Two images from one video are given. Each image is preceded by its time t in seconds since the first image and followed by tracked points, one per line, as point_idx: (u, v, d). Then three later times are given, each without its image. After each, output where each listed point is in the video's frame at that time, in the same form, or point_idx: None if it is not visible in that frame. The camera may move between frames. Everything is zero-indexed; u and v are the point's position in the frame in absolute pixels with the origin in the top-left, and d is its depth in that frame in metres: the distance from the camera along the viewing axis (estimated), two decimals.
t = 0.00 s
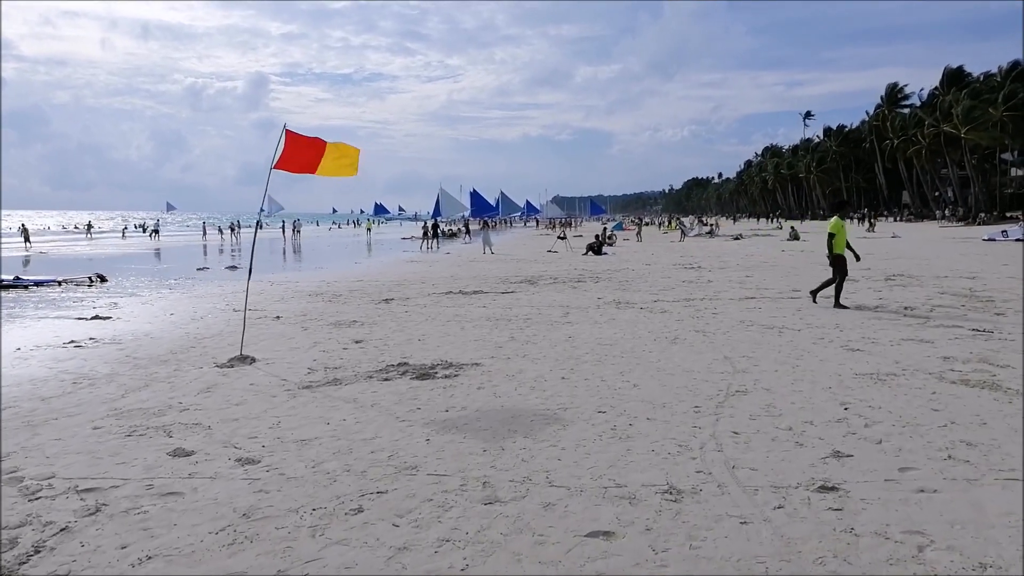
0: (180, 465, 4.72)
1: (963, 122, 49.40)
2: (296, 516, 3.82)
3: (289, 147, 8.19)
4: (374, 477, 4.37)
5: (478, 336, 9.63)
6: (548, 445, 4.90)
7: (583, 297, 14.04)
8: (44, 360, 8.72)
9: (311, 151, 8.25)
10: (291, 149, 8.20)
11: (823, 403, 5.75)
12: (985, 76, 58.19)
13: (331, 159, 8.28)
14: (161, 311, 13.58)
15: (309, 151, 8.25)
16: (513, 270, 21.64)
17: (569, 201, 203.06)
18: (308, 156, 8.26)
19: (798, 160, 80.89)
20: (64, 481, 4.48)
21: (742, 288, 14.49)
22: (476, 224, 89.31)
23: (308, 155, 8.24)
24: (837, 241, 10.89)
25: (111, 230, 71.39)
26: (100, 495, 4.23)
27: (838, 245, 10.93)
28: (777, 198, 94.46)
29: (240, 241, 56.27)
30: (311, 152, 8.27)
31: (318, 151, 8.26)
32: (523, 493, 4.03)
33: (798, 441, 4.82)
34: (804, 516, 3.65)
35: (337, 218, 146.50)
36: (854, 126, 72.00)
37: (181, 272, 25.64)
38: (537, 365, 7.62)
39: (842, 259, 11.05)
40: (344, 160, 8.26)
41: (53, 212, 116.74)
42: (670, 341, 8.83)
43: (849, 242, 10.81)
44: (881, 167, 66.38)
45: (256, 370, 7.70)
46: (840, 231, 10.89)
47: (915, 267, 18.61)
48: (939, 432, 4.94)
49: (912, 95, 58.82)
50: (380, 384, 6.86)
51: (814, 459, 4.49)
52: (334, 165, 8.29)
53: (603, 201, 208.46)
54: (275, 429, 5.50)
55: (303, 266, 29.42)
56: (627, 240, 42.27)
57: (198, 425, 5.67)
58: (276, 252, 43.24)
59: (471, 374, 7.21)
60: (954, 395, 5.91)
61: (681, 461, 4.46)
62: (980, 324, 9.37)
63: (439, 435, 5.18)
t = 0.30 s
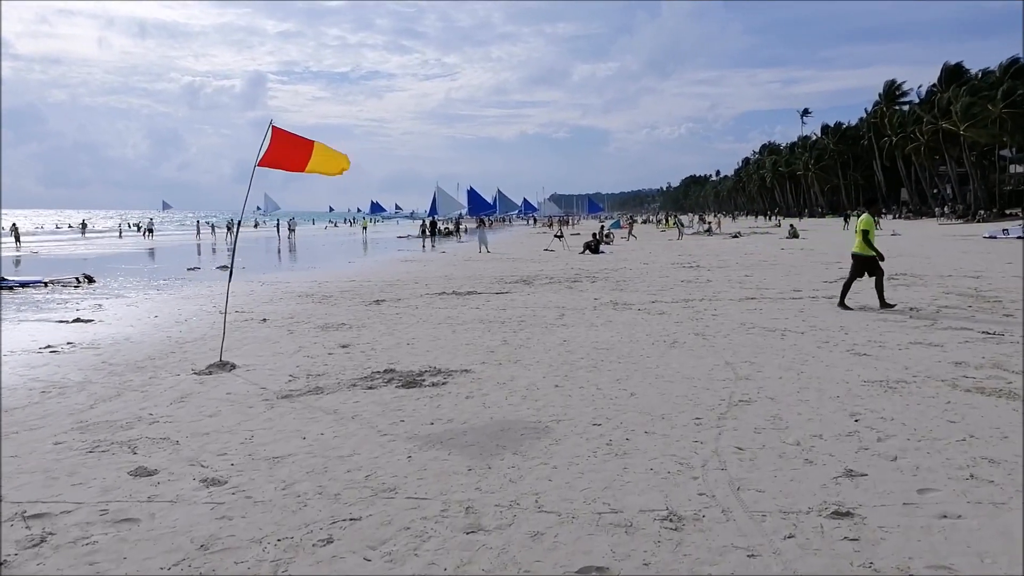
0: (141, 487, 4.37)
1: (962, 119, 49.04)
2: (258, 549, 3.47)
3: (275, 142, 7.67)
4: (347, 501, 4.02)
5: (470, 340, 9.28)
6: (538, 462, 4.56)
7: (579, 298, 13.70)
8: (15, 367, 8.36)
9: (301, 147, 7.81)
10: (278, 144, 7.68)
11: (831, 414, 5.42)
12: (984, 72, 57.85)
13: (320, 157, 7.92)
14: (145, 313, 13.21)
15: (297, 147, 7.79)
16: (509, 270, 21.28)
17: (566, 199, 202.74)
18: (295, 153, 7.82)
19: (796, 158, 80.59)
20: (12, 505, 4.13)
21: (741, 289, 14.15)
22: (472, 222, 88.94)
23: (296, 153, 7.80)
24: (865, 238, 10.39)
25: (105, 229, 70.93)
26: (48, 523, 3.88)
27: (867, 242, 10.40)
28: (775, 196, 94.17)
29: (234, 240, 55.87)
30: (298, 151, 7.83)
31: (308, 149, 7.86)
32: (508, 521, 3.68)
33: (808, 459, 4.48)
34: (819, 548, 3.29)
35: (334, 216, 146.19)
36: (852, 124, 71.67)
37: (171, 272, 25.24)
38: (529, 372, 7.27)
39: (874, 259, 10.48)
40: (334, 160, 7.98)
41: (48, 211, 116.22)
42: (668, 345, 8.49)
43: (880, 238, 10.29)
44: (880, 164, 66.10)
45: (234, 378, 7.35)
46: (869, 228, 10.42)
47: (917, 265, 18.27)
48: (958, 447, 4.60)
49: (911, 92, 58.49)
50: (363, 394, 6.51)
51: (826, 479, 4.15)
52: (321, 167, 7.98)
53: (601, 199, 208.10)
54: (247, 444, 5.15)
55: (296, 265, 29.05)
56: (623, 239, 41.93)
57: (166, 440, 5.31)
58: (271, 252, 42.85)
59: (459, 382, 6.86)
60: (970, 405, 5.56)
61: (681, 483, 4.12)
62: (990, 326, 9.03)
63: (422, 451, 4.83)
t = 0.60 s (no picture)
0: (86, 510, 4.05)
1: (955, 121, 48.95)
2: None
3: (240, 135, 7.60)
4: (306, 526, 3.71)
5: (454, 346, 8.96)
6: (516, 481, 4.25)
7: (569, 302, 13.40)
8: None
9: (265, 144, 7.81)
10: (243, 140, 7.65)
11: (829, 427, 5.13)
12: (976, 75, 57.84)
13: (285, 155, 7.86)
14: (123, 319, 12.86)
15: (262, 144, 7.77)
16: (499, 274, 20.98)
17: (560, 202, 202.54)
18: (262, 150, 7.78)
19: (789, 160, 80.50)
20: None
21: (735, 292, 13.87)
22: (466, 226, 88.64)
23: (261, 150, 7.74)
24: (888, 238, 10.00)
25: (95, 234, 70.38)
26: None
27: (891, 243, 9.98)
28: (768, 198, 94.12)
29: (225, 243, 55.44)
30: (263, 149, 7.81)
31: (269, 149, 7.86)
32: (479, 549, 3.37)
33: (805, 477, 4.18)
34: None
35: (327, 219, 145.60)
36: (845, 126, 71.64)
37: (157, 277, 24.87)
38: (513, 380, 6.95)
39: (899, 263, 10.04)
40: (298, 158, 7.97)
41: (38, 215, 115.47)
42: (658, 351, 8.19)
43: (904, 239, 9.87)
44: (873, 167, 66.02)
45: (204, 388, 7.02)
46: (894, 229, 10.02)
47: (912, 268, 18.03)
48: (966, 464, 4.30)
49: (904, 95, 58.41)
50: (337, 405, 6.19)
51: (824, 500, 3.85)
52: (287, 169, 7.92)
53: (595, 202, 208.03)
54: (208, 461, 4.82)
55: (285, 270, 28.68)
56: (616, 242, 41.67)
57: (122, 456, 4.99)
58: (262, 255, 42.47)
59: (439, 392, 6.53)
60: (975, 416, 5.27)
61: (668, 505, 3.82)
62: (990, 330, 8.76)
63: (392, 469, 4.51)
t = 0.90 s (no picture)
0: (16, 539, 3.69)
1: (951, 117, 48.63)
2: None
3: (216, 126, 7.08)
4: (254, 559, 3.36)
5: (437, 349, 8.59)
6: (490, 505, 3.90)
7: (560, 302, 13.04)
8: None
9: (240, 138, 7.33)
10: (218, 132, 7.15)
11: (829, 440, 4.79)
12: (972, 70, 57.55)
13: (265, 147, 7.41)
14: (99, 320, 12.46)
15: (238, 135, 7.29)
16: (490, 272, 20.59)
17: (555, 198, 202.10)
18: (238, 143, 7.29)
19: (785, 156, 80.20)
20: None
21: (730, 291, 13.53)
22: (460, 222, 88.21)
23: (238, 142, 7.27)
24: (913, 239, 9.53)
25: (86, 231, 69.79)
26: None
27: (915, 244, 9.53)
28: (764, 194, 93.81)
29: (217, 241, 54.90)
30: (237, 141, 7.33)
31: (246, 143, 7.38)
32: None
33: (804, 500, 3.84)
34: None
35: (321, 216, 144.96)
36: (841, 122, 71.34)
37: (143, 275, 24.43)
38: (496, 387, 6.60)
39: (928, 262, 9.56)
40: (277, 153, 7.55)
41: (30, 211, 114.67)
42: (650, 355, 7.84)
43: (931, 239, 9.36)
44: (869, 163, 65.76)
45: (169, 396, 6.65)
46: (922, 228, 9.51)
47: (910, 266, 17.68)
48: (977, 485, 3.97)
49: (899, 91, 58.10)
50: (306, 415, 5.82)
51: (826, 528, 3.51)
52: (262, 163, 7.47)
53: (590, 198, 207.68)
54: (160, 481, 4.46)
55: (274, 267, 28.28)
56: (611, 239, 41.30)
57: (68, 474, 4.63)
58: (252, 253, 41.99)
59: (417, 400, 6.18)
60: (985, 428, 4.93)
61: (654, 534, 3.47)
62: (994, 332, 8.42)
63: (357, 490, 4.16)
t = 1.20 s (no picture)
0: None
1: (948, 119, 48.35)
2: None
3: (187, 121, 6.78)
4: None
5: (422, 354, 8.22)
6: (465, 532, 3.53)
7: (554, 304, 12.67)
8: None
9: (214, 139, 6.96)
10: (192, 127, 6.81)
11: (837, 457, 4.43)
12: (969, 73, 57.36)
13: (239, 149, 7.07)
14: (77, 322, 12.06)
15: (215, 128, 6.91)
16: (484, 273, 20.22)
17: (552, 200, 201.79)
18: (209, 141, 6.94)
19: (782, 158, 79.96)
20: None
21: (728, 294, 13.19)
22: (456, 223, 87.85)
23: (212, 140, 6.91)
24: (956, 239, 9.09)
25: (79, 231, 69.25)
26: None
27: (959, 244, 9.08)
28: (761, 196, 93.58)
29: (211, 241, 54.47)
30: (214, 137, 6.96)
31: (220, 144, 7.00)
32: None
33: (812, 527, 3.49)
34: None
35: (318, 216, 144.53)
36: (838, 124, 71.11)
37: (131, 276, 24.01)
38: (481, 396, 6.23)
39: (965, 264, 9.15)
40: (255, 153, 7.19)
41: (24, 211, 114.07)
42: (644, 361, 7.47)
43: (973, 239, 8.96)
44: (866, 164, 65.49)
45: (134, 405, 6.27)
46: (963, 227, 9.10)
47: (910, 269, 17.34)
48: (1003, 510, 3.61)
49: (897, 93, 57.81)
50: (277, 427, 5.45)
51: (837, 561, 3.15)
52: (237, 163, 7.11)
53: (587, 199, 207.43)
54: (108, 501, 4.08)
55: (265, 268, 27.87)
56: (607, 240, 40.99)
57: (10, 493, 4.25)
58: (245, 253, 41.62)
59: (396, 410, 5.81)
60: (1004, 444, 4.58)
61: (648, 568, 3.11)
62: (1004, 338, 8.07)
63: (321, 514, 3.79)
